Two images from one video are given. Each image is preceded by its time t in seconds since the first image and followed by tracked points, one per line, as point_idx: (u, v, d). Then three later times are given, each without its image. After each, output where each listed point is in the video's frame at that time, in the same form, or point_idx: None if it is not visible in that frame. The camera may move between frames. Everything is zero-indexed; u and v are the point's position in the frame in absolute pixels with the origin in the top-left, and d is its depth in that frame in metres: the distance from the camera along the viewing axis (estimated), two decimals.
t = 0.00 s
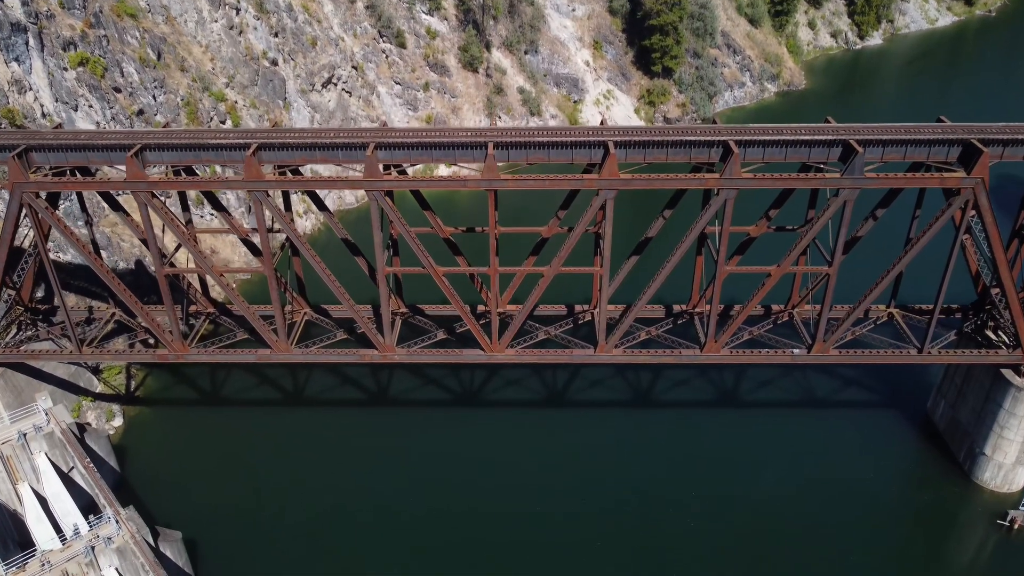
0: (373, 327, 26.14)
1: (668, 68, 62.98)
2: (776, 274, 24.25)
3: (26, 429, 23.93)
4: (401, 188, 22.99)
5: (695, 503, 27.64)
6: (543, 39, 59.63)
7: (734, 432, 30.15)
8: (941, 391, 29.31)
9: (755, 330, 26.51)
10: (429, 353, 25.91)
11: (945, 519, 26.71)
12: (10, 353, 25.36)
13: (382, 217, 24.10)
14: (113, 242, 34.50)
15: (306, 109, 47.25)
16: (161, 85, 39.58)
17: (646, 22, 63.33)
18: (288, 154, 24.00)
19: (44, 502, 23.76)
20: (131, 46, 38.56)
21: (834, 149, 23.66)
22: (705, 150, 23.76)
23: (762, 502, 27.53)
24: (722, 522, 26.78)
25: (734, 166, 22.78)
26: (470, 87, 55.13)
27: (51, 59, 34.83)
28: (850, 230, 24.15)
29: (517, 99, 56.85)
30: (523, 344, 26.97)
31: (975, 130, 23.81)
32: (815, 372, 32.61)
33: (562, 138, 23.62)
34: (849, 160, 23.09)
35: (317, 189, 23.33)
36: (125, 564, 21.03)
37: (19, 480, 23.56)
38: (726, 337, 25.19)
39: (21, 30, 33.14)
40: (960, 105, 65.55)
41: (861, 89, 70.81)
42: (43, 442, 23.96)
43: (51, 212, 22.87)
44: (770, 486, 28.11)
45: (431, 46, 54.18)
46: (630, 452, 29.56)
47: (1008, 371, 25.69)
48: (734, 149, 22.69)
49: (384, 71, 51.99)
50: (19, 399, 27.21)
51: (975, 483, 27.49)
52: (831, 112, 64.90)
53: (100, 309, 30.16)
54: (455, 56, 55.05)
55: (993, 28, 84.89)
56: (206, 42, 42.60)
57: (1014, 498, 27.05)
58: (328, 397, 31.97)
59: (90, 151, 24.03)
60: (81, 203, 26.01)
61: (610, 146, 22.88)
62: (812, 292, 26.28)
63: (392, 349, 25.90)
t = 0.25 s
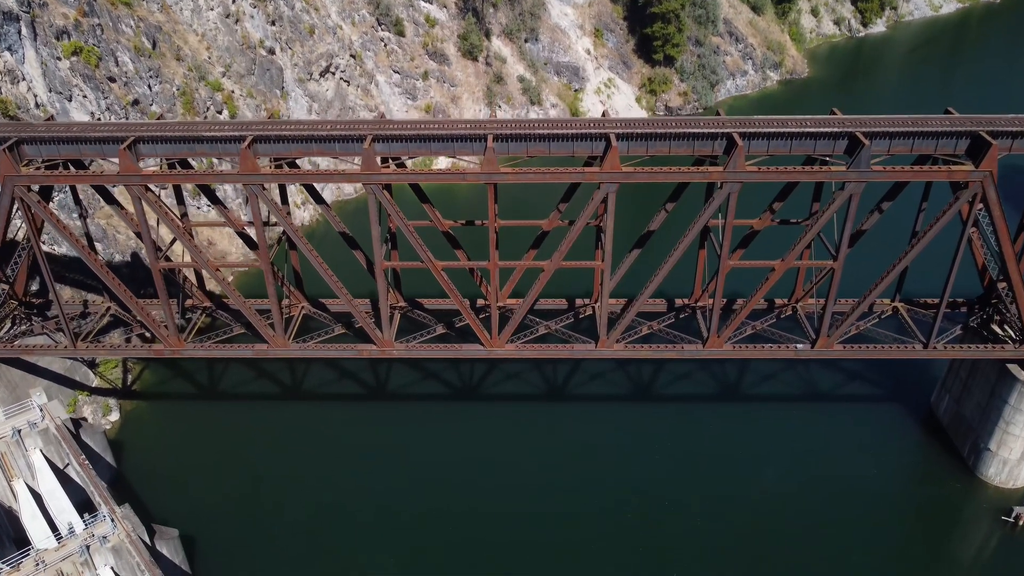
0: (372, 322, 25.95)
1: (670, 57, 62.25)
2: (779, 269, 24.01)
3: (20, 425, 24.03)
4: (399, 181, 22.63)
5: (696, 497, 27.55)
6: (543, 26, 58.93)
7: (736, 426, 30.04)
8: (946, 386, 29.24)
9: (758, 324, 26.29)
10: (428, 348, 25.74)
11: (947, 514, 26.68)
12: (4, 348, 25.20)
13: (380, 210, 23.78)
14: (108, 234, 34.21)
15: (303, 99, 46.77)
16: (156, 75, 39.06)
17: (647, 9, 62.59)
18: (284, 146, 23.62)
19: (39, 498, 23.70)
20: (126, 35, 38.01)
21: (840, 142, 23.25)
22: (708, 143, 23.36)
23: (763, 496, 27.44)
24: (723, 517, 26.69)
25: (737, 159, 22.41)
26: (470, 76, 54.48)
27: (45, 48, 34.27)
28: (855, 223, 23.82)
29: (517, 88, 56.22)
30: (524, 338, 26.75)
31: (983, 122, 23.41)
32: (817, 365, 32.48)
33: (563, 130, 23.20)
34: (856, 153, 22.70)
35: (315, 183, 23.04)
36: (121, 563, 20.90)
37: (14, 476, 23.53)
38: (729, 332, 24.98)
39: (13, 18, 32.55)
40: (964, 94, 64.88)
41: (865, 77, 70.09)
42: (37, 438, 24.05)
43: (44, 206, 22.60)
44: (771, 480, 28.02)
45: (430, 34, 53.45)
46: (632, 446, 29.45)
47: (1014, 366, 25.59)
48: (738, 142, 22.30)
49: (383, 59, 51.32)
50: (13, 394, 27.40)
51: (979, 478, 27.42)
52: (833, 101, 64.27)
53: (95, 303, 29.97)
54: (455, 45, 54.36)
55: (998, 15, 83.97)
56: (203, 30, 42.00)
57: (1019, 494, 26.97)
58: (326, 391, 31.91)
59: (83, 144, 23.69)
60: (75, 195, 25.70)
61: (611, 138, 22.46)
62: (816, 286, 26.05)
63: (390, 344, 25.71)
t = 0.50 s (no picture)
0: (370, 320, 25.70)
1: (671, 47, 61.61)
2: (783, 266, 23.71)
3: (14, 425, 24.18)
4: (396, 178, 22.27)
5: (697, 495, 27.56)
6: (543, 17, 58.34)
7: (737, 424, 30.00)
8: (950, 383, 29.18)
9: (761, 322, 26.04)
10: (426, 346, 25.61)
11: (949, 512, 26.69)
12: None
13: (377, 206, 23.41)
14: (104, 229, 33.96)
15: (301, 91, 46.26)
16: (151, 67, 38.57)
17: None
18: (279, 142, 23.22)
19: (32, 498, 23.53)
20: (120, 27, 37.50)
21: (846, 137, 22.81)
22: (711, 138, 22.89)
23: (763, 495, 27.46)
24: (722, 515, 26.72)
25: (741, 155, 22.01)
26: (470, 67, 53.86)
27: (38, 40, 33.70)
28: (861, 219, 23.45)
29: (517, 80, 55.60)
30: (523, 336, 26.55)
31: (991, 117, 22.99)
32: (820, 362, 32.37)
33: (564, 125, 22.77)
34: (861, 148, 22.30)
35: (312, 180, 22.61)
36: (116, 565, 20.83)
37: (8, 476, 23.51)
38: (731, 330, 24.74)
39: (5, 9, 31.97)
40: (968, 85, 64.25)
41: (867, 68, 69.45)
42: (31, 438, 24.23)
43: (36, 203, 22.28)
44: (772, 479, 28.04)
45: (429, 25, 52.76)
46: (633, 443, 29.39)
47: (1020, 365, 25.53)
48: (743, 137, 21.84)
49: (382, 50, 50.68)
50: (8, 393, 27.45)
51: (983, 477, 27.39)
52: (835, 92, 63.71)
53: (90, 300, 29.79)
54: (454, 36, 53.71)
55: (1002, 5, 83.11)
56: (198, 21, 41.41)
57: None
58: (324, 388, 31.92)
59: (74, 139, 23.28)
60: (69, 191, 25.37)
61: (613, 133, 22.03)
62: (819, 283, 25.81)
63: (388, 342, 25.56)
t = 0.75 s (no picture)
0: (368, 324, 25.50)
1: (672, 45, 61.13)
2: (787, 270, 23.46)
3: (7, 431, 23.95)
4: (395, 181, 21.95)
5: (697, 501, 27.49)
6: (543, 14, 57.88)
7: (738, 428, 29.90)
8: (954, 386, 29.06)
9: (763, 326, 25.84)
10: (425, 351, 25.47)
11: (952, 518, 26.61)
12: None
13: (375, 210, 23.10)
14: (100, 230, 33.80)
15: (299, 90, 45.71)
16: (147, 66, 38.17)
17: None
18: (275, 144, 22.86)
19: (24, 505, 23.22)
20: (116, 25, 37.11)
21: (851, 139, 22.46)
22: (714, 140, 22.53)
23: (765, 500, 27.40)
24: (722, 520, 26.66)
25: (745, 157, 21.63)
26: (469, 65, 53.35)
27: (32, 38, 33.30)
28: (866, 222, 23.15)
29: (516, 78, 55.02)
30: (523, 340, 26.35)
31: (999, 119, 22.62)
32: (821, 365, 32.23)
33: (564, 127, 22.42)
34: (867, 151, 21.97)
35: (309, 183, 22.29)
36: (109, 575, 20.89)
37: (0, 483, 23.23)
38: (734, 334, 24.54)
39: None
40: (971, 83, 63.69)
41: (869, 65, 68.91)
42: (24, 444, 23.93)
43: (28, 207, 22.06)
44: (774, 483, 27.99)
45: (428, 22, 52.30)
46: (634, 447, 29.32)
47: None
48: (746, 140, 21.51)
49: (380, 48, 50.24)
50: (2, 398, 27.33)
51: (988, 482, 27.35)
52: (837, 90, 63.23)
53: (85, 303, 29.60)
54: (453, 33, 53.24)
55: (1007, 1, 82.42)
56: (195, 20, 41.02)
57: None
58: (324, 391, 31.83)
59: (68, 141, 22.98)
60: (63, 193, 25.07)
61: (614, 136, 21.69)
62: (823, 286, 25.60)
63: (387, 347, 25.38)
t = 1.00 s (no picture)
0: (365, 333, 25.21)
1: (673, 47, 60.75)
2: (790, 279, 23.13)
3: None
4: (392, 189, 21.58)
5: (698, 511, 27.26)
6: (543, 16, 57.53)
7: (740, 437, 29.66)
8: (959, 394, 28.76)
9: (766, 334, 25.54)
10: (424, 359, 25.14)
11: (957, 528, 26.36)
12: None
13: (372, 217, 22.74)
14: (95, 236, 33.57)
15: (297, 92, 45.24)
16: (143, 69, 37.79)
17: None
18: (271, 150, 22.48)
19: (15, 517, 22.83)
20: (111, 28, 36.75)
21: (856, 146, 22.08)
22: (717, 146, 22.15)
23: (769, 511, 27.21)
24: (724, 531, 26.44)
25: (749, 164, 21.25)
26: (469, 68, 52.90)
27: (26, 42, 32.99)
28: (872, 229, 22.82)
29: (516, 80, 54.48)
30: (523, 348, 26.04)
31: (1007, 125, 22.25)
32: (824, 372, 31.98)
33: (565, 133, 22.04)
34: (873, 157, 21.60)
35: (305, 190, 21.91)
36: None
37: None
38: (736, 343, 24.28)
39: None
40: (974, 85, 63.21)
41: (871, 67, 68.46)
42: (17, 455, 23.63)
43: (20, 215, 21.72)
44: (778, 493, 27.78)
45: (427, 24, 51.94)
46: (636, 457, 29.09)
47: None
48: (750, 146, 21.13)
49: (379, 51, 49.89)
50: None
51: (993, 491, 27.07)
52: (838, 93, 62.82)
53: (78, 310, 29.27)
54: (452, 36, 52.86)
55: (1009, 2, 81.94)
56: (192, 22, 40.66)
57: None
58: (322, 398, 31.60)
59: (60, 148, 22.60)
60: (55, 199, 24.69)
61: (616, 143, 21.32)
62: (826, 294, 25.30)
63: (385, 356, 25.06)
